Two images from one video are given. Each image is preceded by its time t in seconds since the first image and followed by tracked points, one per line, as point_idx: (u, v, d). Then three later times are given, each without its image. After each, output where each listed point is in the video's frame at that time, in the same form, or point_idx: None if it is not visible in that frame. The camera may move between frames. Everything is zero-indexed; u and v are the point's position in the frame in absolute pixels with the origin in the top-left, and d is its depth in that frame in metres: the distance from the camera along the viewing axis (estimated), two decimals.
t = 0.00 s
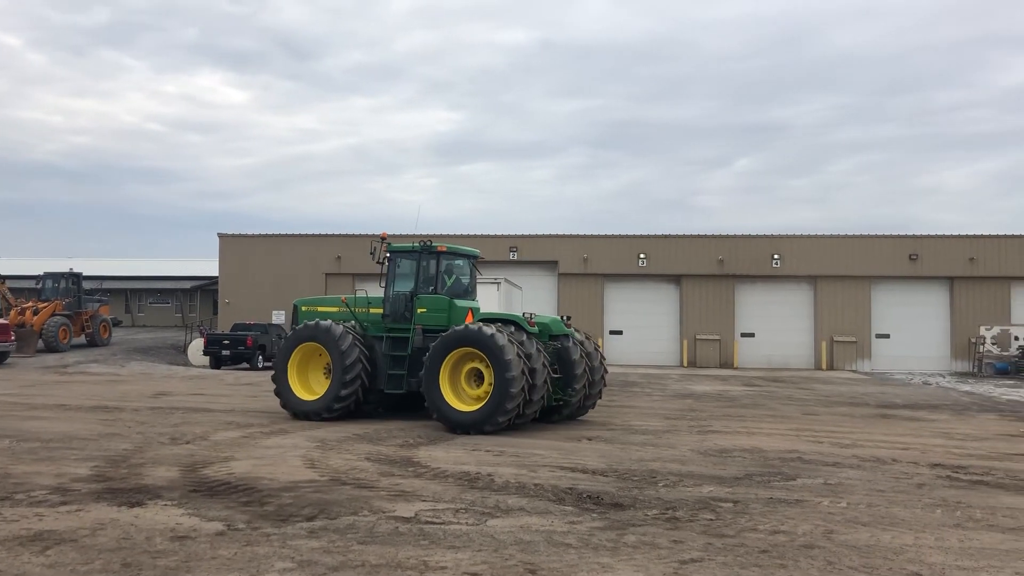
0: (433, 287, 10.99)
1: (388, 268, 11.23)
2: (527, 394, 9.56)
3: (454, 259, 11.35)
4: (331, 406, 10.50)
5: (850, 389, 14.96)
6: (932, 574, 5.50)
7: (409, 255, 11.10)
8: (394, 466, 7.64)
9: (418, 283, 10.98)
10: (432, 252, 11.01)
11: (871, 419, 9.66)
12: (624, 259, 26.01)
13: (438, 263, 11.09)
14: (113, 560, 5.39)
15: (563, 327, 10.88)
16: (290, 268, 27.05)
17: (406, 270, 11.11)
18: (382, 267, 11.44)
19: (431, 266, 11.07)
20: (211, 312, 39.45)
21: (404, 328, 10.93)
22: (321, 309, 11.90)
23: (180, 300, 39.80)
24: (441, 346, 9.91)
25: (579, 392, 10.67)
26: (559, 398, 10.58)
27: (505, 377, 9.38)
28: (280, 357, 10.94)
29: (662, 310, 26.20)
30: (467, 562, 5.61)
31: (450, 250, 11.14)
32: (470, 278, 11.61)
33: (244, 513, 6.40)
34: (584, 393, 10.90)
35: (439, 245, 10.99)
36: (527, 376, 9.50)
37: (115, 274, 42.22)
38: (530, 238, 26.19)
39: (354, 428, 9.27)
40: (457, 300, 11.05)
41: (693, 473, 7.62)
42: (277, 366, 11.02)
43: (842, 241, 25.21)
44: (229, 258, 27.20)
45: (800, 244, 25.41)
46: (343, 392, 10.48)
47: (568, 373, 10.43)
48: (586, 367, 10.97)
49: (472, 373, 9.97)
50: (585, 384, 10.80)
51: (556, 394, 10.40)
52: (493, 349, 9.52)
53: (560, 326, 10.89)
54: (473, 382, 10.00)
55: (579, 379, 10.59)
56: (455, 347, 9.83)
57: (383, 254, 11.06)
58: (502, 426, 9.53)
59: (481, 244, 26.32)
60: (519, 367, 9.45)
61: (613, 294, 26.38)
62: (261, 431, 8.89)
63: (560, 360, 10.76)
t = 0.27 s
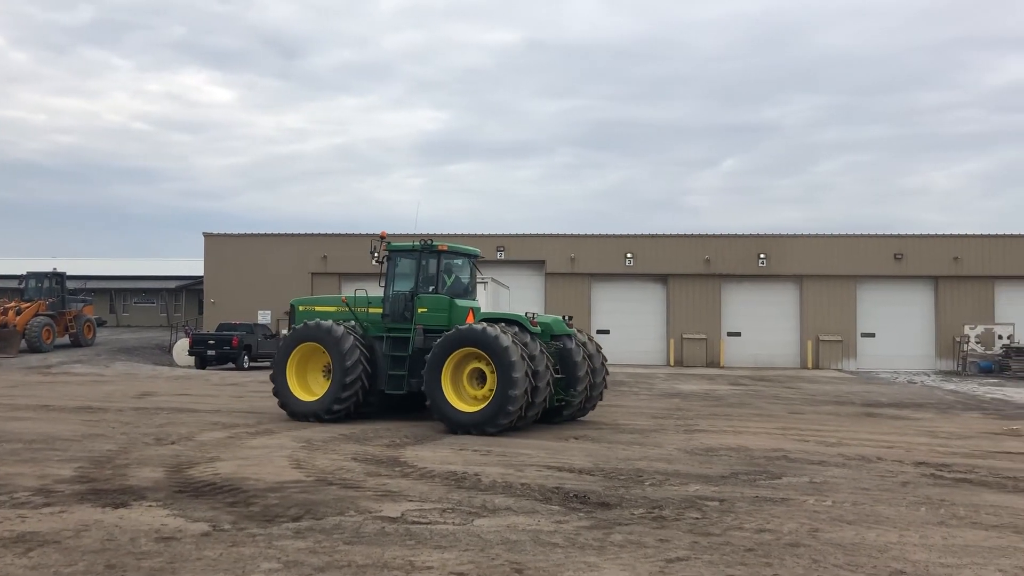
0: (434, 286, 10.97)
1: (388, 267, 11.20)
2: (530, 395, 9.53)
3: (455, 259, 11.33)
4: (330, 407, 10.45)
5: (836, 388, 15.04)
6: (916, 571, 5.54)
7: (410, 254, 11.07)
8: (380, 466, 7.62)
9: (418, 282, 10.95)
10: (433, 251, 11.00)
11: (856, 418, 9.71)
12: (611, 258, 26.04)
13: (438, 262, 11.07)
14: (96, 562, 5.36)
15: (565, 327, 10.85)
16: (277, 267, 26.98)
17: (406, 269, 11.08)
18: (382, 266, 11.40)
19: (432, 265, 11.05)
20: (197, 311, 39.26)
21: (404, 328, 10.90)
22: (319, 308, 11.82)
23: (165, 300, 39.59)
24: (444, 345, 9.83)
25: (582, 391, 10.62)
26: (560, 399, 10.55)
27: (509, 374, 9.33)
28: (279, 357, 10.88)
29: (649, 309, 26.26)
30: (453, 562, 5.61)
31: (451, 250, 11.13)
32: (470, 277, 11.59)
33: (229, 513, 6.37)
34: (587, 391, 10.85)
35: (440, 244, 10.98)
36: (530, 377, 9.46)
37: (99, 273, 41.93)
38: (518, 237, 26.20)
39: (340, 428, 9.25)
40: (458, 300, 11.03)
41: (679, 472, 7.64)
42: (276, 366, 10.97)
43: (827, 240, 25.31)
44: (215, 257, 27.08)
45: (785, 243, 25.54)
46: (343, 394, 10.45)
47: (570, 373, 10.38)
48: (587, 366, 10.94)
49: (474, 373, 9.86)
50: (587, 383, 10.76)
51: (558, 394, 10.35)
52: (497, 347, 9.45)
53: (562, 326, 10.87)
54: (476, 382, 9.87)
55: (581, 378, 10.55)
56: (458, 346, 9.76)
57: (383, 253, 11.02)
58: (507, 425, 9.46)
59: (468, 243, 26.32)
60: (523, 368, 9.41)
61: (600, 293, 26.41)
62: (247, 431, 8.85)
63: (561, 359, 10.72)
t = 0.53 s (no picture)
0: (438, 284, 10.94)
1: (391, 264, 11.15)
2: (537, 396, 9.41)
3: (459, 256, 11.30)
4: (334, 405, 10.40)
5: (820, 385, 15.12)
6: (899, 567, 5.58)
7: (414, 251, 11.01)
8: (366, 465, 7.60)
9: (422, 280, 10.90)
10: (438, 248, 10.96)
11: (841, 415, 9.77)
12: (597, 257, 26.08)
13: (442, 259, 11.04)
14: (79, 562, 5.33)
15: (569, 327, 10.76)
16: (263, 266, 26.87)
17: (409, 266, 11.04)
18: (385, 263, 11.35)
19: (436, 262, 11.02)
20: (182, 310, 39.09)
21: (408, 326, 10.85)
22: (320, 306, 11.69)
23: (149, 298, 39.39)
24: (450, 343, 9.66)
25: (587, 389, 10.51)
26: (565, 398, 10.45)
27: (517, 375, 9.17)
28: (282, 357, 10.84)
29: (635, 307, 26.32)
30: (439, 560, 5.61)
31: (455, 247, 11.09)
32: (474, 275, 11.55)
33: (214, 513, 6.35)
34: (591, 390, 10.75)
35: (445, 241, 10.94)
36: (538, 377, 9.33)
37: (81, 272, 41.65)
38: (504, 235, 26.22)
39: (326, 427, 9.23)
40: (462, 298, 11.00)
41: (665, 469, 7.66)
42: (278, 367, 10.92)
43: (810, 238, 25.49)
44: (198, 255, 26.98)
45: (770, 241, 25.68)
46: (347, 393, 10.42)
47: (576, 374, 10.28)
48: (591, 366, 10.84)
49: (480, 372, 9.70)
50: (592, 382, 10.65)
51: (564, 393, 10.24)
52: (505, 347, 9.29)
53: (566, 325, 10.80)
54: (481, 381, 9.72)
55: (585, 377, 10.45)
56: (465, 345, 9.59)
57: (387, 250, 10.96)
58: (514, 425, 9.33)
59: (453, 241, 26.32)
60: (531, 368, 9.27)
61: (586, 292, 26.44)
62: (232, 430, 8.82)
63: (565, 359, 10.62)
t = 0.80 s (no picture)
0: (443, 281, 10.84)
1: (395, 261, 11.02)
2: (549, 394, 9.22)
3: (465, 253, 11.16)
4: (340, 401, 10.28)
5: (803, 381, 15.23)
6: (879, 561, 5.63)
7: (419, 248, 10.88)
8: (349, 463, 7.59)
9: (428, 277, 10.80)
10: (444, 246, 10.81)
11: (823, 411, 9.83)
12: (581, 254, 26.11)
13: (448, 256, 10.91)
14: (60, 561, 5.29)
15: (577, 324, 10.59)
16: (247, 263, 26.78)
17: (414, 263, 10.92)
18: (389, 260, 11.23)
19: (441, 259, 10.88)
20: (164, 307, 38.88)
21: (412, 324, 10.77)
22: (321, 303, 11.64)
23: (131, 296, 39.16)
24: (459, 341, 9.44)
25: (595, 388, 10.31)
26: (573, 397, 10.27)
27: (528, 374, 8.97)
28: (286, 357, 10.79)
29: (619, 304, 26.39)
30: (423, 557, 5.61)
31: (461, 244, 10.94)
32: (478, 271, 11.43)
33: (197, 511, 6.32)
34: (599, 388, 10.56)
35: (451, 239, 10.79)
36: (549, 376, 9.14)
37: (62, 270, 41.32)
38: (488, 233, 26.23)
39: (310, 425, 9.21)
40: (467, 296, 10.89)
41: (648, 465, 7.68)
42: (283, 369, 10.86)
43: (793, 234, 25.63)
44: (181, 252, 26.88)
45: (752, 238, 25.79)
46: (353, 391, 10.34)
47: (585, 371, 10.10)
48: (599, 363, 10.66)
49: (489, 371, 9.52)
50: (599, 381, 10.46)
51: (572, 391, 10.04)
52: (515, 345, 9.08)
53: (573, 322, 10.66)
54: (490, 380, 9.54)
55: (593, 375, 10.26)
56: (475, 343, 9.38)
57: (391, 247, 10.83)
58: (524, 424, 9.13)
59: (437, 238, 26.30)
60: (543, 366, 9.07)
61: (571, 289, 26.47)
62: (215, 429, 8.78)
63: (574, 356, 10.44)
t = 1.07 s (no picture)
0: (449, 278, 10.73)
1: (400, 257, 10.90)
2: (557, 393, 9.05)
3: (471, 250, 11.08)
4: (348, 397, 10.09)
5: (782, 377, 15.32)
6: (857, 556, 5.68)
7: (425, 244, 10.77)
8: (330, 460, 7.57)
9: (433, 274, 10.68)
10: (450, 241, 10.73)
11: (803, 407, 9.90)
12: (562, 251, 26.16)
13: (454, 252, 10.81)
14: (36, 561, 5.25)
15: (584, 320, 10.40)
16: (227, 260, 26.70)
17: (418, 259, 10.80)
18: (393, 256, 11.12)
19: (447, 255, 10.80)
20: (143, 305, 38.58)
21: (418, 321, 10.59)
22: (323, 300, 11.52)
23: (110, 293, 38.82)
24: (465, 340, 9.24)
25: (602, 386, 10.16)
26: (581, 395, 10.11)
27: (535, 372, 8.82)
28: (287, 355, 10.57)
29: (601, 301, 26.45)
30: (403, 555, 5.61)
31: (467, 240, 10.85)
32: (483, 269, 11.34)
33: (176, 510, 6.28)
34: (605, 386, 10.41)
35: (457, 234, 10.71)
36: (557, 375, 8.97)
37: (38, 267, 40.86)
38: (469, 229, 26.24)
39: (292, 422, 9.18)
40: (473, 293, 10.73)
41: (629, 462, 7.71)
42: (285, 367, 10.61)
43: (775, 232, 25.76)
44: (160, 249, 26.73)
45: (733, 235, 25.93)
46: (359, 385, 10.15)
47: (592, 369, 9.93)
48: (605, 361, 10.51)
49: (494, 371, 9.38)
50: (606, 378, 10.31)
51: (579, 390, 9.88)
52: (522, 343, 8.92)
53: (581, 320, 10.44)
54: (497, 379, 9.39)
55: (600, 372, 10.11)
56: (481, 342, 9.20)
57: (395, 242, 10.72)
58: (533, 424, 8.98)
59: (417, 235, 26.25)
60: (551, 365, 8.90)
61: (552, 286, 26.51)
62: (195, 426, 8.73)
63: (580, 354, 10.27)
